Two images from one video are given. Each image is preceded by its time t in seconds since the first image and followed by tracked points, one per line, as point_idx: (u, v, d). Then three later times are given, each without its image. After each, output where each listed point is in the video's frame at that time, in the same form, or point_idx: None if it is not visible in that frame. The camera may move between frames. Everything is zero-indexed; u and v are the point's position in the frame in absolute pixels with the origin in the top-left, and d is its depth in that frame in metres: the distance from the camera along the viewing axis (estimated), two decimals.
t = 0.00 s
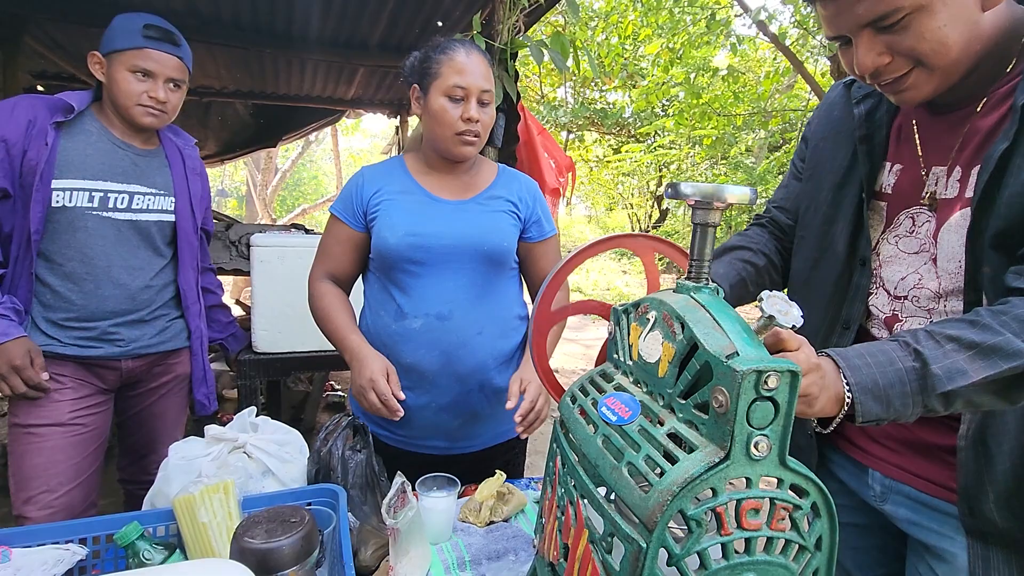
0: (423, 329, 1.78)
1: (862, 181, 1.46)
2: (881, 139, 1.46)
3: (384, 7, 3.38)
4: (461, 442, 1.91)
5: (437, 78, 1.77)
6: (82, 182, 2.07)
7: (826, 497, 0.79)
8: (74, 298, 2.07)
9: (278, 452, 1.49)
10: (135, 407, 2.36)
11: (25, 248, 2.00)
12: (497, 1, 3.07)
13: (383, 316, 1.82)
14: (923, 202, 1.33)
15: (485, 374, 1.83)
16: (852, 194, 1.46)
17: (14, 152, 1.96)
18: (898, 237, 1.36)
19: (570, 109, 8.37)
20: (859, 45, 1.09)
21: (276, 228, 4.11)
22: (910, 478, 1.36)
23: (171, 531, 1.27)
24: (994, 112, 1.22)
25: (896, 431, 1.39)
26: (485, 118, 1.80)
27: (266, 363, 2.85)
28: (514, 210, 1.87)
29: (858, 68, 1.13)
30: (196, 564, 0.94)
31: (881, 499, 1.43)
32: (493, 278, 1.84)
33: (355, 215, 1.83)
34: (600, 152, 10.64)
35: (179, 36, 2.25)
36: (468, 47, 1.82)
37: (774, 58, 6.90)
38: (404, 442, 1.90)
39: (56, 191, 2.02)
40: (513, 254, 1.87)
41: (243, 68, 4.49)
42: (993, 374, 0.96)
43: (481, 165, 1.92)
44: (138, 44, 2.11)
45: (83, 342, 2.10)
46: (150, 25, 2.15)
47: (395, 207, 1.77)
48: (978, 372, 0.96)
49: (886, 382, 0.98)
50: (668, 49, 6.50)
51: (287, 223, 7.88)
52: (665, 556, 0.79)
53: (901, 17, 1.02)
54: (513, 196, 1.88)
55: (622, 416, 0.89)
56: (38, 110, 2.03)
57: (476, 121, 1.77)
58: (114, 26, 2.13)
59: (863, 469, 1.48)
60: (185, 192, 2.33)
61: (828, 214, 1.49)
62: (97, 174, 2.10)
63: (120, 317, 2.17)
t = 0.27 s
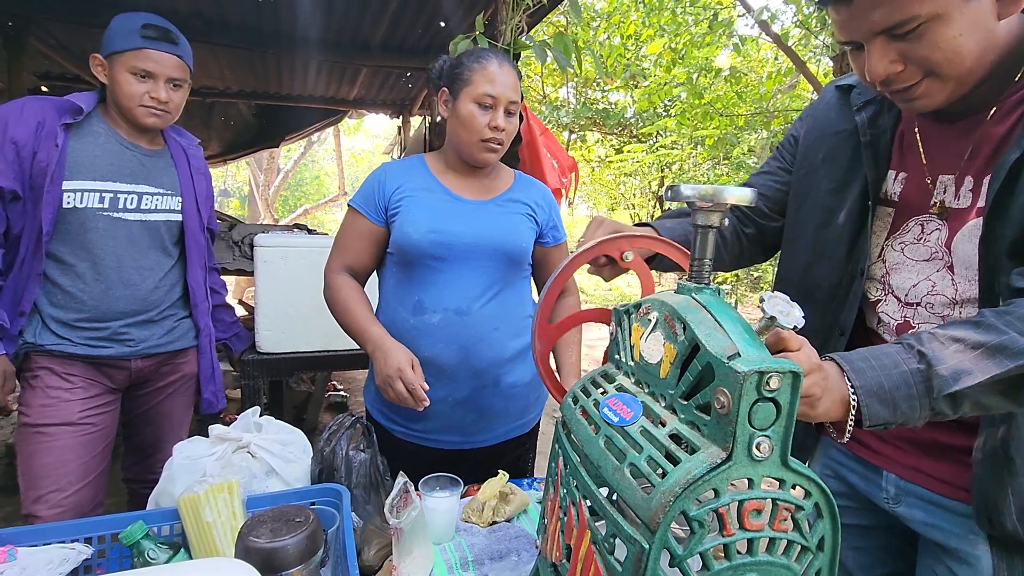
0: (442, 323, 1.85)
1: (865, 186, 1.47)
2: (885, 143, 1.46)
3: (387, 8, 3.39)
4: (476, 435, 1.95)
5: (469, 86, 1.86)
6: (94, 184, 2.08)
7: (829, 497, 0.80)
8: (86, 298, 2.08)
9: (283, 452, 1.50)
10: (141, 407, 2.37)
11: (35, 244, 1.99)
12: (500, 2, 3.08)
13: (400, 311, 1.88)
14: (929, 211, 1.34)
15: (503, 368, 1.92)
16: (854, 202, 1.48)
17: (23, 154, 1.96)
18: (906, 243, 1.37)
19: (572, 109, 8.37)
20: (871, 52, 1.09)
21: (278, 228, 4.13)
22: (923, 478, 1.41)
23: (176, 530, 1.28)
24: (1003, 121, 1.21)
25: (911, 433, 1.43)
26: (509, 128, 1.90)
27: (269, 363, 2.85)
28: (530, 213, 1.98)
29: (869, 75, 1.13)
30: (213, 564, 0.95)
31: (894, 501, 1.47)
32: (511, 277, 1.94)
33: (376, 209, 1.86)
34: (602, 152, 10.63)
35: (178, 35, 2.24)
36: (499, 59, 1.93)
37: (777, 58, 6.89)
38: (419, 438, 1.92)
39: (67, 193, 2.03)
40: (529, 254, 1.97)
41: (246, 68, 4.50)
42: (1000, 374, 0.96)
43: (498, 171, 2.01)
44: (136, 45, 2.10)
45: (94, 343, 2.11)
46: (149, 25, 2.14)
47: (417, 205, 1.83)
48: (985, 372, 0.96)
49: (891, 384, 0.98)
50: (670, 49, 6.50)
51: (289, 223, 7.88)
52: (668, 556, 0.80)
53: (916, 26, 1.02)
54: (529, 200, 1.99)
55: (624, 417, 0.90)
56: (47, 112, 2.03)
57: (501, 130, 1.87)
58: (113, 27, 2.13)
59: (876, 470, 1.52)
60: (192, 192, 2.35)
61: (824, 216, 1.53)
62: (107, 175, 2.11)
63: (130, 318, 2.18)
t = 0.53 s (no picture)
0: (451, 319, 1.86)
1: (861, 208, 1.50)
2: (876, 163, 1.50)
3: (386, 9, 3.40)
4: (482, 430, 1.95)
5: (487, 88, 1.87)
6: (94, 184, 2.08)
7: (827, 498, 0.80)
8: (89, 298, 2.08)
9: (282, 452, 1.50)
10: (142, 407, 2.37)
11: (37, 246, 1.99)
12: (499, 4, 3.09)
13: (410, 307, 1.89)
14: (917, 232, 1.40)
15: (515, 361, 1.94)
16: (851, 224, 1.51)
17: (25, 154, 1.96)
18: (906, 266, 1.41)
19: (572, 109, 8.37)
20: (841, 99, 1.16)
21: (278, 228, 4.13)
22: (944, 481, 1.46)
23: (176, 530, 1.28)
24: (987, 139, 1.28)
25: (931, 437, 1.48)
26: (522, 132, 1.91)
27: (269, 363, 2.84)
28: (539, 216, 2.00)
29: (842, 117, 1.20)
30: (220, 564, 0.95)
31: (913, 504, 1.52)
32: (519, 278, 1.96)
33: (388, 203, 1.88)
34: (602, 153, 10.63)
35: (176, 34, 2.24)
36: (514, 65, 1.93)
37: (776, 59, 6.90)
38: (424, 434, 1.92)
39: (68, 192, 2.03)
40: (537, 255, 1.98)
41: (245, 68, 4.50)
42: (995, 378, 0.98)
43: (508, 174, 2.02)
44: (134, 45, 2.11)
45: (96, 343, 2.11)
46: (146, 25, 2.14)
47: (430, 201, 1.84)
48: (980, 377, 0.98)
49: (889, 386, 0.99)
50: (670, 50, 6.51)
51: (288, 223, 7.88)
52: (666, 556, 0.80)
53: (881, 74, 1.10)
54: (538, 203, 2.00)
55: (622, 417, 0.90)
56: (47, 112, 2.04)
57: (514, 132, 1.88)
58: (111, 28, 2.14)
59: (891, 472, 1.56)
60: (192, 191, 2.35)
61: (818, 237, 1.56)
62: (108, 175, 2.11)
63: (133, 319, 2.19)
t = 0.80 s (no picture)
0: (450, 318, 1.86)
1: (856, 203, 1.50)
2: (871, 157, 1.51)
3: (385, 8, 3.40)
4: (481, 429, 1.95)
5: (486, 86, 1.87)
6: (88, 182, 2.08)
7: (821, 496, 0.80)
8: (84, 297, 2.08)
9: (279, 451, 1.50)
10: (139, 406, 2.37)
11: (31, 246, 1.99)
12: (498, 3, 3.09)
13: (411, 305, 1.89)
14: (912, 227, 1.39)
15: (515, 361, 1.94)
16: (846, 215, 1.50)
17: (20, 153, 1.96)
18: (895, 260, 1.41)
19: (570, 109, 8.37)
20: (849, 97, 1.16)
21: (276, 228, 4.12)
22: (928, 478, 1.46)
23: (171, 530, 1.28)
24: (985, 138, 1.27)
25: (916, 435, 1.48)
26: (521, 130, 1.90)
27: (266, 363, 2.85)
28: (540, 216, 1.99)
29: (848, 113, 1.20)
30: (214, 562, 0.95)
31: (896, 501, 1.52)
32: (520, 277, 1.95)
33: (390, 202, 1.88)
34: (600, 153, 10.63)
35: (169, 29, 2.22)
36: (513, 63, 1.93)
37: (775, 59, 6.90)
38: (425, 432, 1.93)
39: (62, 191, 2.03)
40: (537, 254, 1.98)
41: (243, 68, 4.50)
42: (988, 380, 0.98)
43: (509, 174, 2.02)
44: (126, 41, 2.09)
45: (92, 342, 2.11)
46: (137, 20, 2.12)
47: (430, 200, 1.84)
48: (972, 378, 0.98)
49: (881, 388, 0.99)
50: (668, 50, 6.51)
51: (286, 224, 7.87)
52: (661, 554, 0.80)
53: (890, 72, 1.10)
54: (538, 203, 2.00)
55: (618, 415, 0.90)
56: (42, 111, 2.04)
57: (512, 130, 1.87)
58: (103, 25, 2.12)
59: (876, 469, 1.57)
60: (189, 189, 2.34)
61: (818, 233, 1.55)
62: (102, 173, 2.11)
63: (129, 318, 2.18)
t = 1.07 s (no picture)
0: (445, 317, 1.86)
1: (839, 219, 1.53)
2: (851, 175, 1.52)
3: (381, 9, 3.40)
4: (477, 429, 1.94)
5: (475, 86, 1.87)
6: (82, 182, 2.07)
7: (813, 496, 0.80)
8: (78, 298, 2.07)
9: (273, 452, 1.49)
10: (134, 407, 2.36)
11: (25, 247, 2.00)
12: (494, 3, 3.09)
13: (406, 305, 1.89)
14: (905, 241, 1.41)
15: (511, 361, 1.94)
16: (829, 232, 1.54)
17: (14, 155, 1.97)
18: (888, 271, 1.43)
19: (568, 109, 8.37)
20: (822, 123, 1.17)
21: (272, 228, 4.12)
22: (934, 478, 1.47)
23: (164, 531, 1.28)
24: (961, 155, 1.29)
25: (925, 435, 1.48)
26: (512, 127, 1.88)
27: (262, 363, 2.84)
28: (536, 216, 1.99)
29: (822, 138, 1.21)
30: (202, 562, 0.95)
31: (903, 499, 1.53)
32: (516, 276, 1.95)
33: (386, 203, 1.88)
34: (597, 153, 10.63)
35: (158, 28, 2.20)
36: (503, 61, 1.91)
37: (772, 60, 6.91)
38: (419, 431, 1.93)
39: (55, 192, 2.03)
40: (533, 254, 1.98)
41: (239, 68, 4.49)
42: (979, 386, 0.98)
43: (505, 174, 2.02)
44: (116, 42, 2.09)
45: (86, 342, 2.10)
46: (126, 20, 2.11)
47: (425, 200, 1.84)
48: (962, 384, 0.99)
49: (872, 390, 0.99)
50: (665, 51, 6.52)
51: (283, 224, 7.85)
52: (652, 554, 0.80)
53: (861, 96, 1.11)
54: (534, 203, 2.00)
55: (610, 416, 0.90)
56: (34, 113, 2.04)
57: (503, 128, 1.85)
58: (93, 26, 2.12)
59: (883, 468, 1.57)
60: (184, 189, 2.33)
61: (798, 249, 1.61)
62: (96, 174, 2.11)
63: (123, 318, 2.18)
